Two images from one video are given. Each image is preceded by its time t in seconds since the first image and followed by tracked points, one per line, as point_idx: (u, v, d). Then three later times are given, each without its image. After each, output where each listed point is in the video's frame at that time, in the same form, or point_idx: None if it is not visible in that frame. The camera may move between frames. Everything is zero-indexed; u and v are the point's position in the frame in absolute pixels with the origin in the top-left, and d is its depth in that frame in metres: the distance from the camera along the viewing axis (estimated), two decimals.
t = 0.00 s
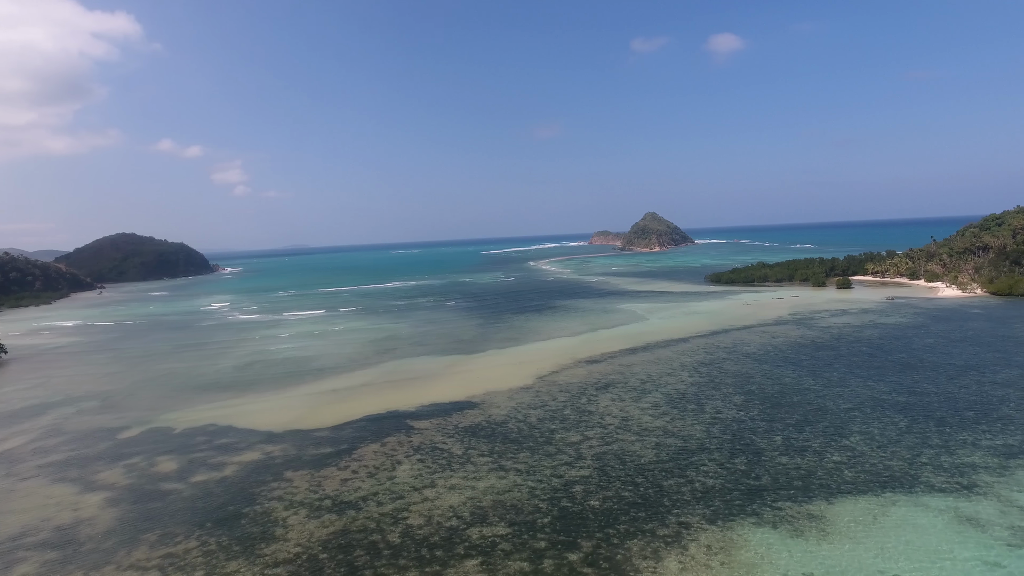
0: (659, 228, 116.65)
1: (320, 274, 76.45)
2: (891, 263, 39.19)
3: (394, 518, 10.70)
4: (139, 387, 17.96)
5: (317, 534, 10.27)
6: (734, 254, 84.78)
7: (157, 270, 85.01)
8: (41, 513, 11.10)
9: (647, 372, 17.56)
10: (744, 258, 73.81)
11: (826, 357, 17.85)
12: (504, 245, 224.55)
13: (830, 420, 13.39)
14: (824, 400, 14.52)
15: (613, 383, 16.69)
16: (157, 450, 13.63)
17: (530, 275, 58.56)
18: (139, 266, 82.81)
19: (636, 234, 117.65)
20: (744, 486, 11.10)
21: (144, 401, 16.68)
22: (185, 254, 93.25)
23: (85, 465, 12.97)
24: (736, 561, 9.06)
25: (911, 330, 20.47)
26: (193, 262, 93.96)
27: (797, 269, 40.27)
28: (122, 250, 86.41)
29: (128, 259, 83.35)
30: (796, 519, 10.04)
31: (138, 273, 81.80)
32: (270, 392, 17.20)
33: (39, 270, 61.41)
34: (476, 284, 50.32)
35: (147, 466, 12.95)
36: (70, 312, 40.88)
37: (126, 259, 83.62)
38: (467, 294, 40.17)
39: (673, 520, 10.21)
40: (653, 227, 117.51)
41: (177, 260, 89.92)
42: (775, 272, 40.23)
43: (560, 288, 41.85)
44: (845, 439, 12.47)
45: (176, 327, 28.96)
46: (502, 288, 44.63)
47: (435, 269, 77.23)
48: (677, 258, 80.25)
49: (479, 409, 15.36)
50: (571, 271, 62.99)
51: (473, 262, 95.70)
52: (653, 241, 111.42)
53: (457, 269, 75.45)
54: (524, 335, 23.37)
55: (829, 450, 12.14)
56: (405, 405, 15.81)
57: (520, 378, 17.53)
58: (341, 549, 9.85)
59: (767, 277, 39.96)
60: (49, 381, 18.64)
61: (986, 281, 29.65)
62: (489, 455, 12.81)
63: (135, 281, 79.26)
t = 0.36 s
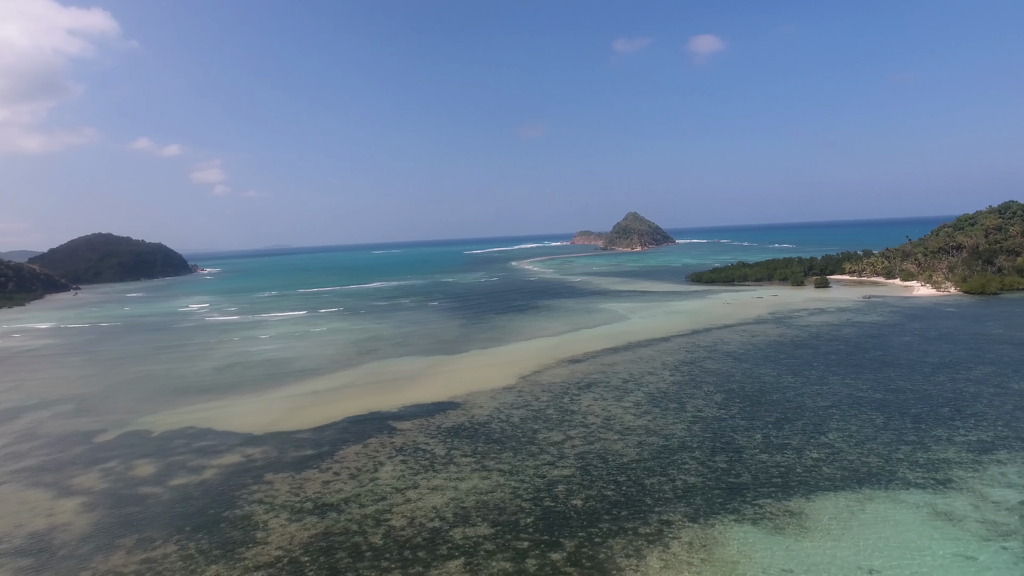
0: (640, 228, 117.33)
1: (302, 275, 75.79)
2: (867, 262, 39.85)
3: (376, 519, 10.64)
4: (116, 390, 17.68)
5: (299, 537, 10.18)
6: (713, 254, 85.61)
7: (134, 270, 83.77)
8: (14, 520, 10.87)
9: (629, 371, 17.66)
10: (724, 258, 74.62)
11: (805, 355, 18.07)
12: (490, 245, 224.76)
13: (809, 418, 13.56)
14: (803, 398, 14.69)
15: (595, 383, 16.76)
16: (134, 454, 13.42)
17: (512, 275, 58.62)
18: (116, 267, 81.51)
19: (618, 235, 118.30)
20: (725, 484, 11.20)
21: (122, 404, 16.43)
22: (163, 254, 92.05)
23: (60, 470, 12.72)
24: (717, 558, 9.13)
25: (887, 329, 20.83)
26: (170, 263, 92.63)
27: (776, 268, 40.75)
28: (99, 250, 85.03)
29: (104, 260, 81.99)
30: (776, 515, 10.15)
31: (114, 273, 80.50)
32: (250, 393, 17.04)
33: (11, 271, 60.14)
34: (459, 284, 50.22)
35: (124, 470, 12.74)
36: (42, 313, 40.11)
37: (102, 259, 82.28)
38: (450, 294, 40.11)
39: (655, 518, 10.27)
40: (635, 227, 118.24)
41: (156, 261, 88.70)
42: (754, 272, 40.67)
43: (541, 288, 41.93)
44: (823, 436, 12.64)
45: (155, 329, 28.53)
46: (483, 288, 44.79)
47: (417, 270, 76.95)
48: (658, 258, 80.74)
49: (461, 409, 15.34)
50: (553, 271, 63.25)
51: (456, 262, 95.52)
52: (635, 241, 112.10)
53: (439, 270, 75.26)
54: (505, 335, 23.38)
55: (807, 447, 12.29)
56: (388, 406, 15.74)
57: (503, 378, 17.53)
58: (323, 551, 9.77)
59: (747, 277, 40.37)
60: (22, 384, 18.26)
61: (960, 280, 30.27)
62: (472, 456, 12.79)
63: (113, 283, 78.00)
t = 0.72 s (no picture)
0: (620, 228, 117.96)
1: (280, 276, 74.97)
2: (844, 262, 40.51)
3: (358, 521, 10.58)
4: (91, 393, 17.36)
5: (279, 540, 10.08)
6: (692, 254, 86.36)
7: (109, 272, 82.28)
8: None
9: (611, 370, 17.74)
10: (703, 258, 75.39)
11: (784, 353, 18.32)
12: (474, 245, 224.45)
13: (788, 415, 13.73)
14: (782, 396, 14.87)
15: (577, 382, 16.81)
16: (110, 458, 13.20)
17: (494, 275, 58.59)
18: (90, 268, 79.98)
19: (600, 234, 118.73)
20: (706, 481, 11.31)
21: (97, 408, 16.15)
22: (140, 255, 90.62)
23: (32, 476, 12.46)
24: (698, 555, 9.21)
25: (863, 327, 21.20)
26: (146, 264, 91.12)
27: (755, 268, 41.19)
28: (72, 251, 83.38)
29: (78, 261, 80.45)
30: (756, 512, 10.26)
31: (88, 274, 78.95)
32: (229, 396, 16.84)
33: None
34: (441, 284, 50.08)
35: (100, 474, 12.52)
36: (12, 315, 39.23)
37: (76, 260, 80.72)
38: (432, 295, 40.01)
39: (637, 516, 10.33)
40: (616, 227, 118.79)
41: (132, 262, 87.25)
42: (733, 272, 41.01)
43: (523, 288, 41.96)
44: (802, 433, 12.81)
45: (132, 331, 28.07)
46: (465, 288, 44.73)
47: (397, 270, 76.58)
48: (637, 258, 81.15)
49: (443, 410, 15.31)
50: (534, 271, 63.17)
51: (438, 262, 95.22)
52: (616, 241, 112.57)
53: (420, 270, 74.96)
54: (487, 335, 23.38)
55: (786, 444, 12.45)
56: (370, 407, 15.67)
57: (485, 379, 17.54)
58: (304, 554, 9.68)
59: (727, 277, 40.72)
60: None
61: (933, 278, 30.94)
62: (454, 456, 12.77)
63: (87, 284, 76.56)
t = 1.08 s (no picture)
0: (603, 228, 118.51)
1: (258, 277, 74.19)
2: (821, 261, 41.09)
3: (340, 523, 10.51)
4: (66, 396, 17.05)
5: (260, 543, 9.98)
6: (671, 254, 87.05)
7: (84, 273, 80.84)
8: None
9: (593, 369, 17.81)
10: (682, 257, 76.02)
11: (764, 351, 18.53)
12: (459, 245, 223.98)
13: (768, 413, 13.89)
14: (762, 393, 15.04)
15: (559, 381, 16.86)
16: (86, 462, 12.98)
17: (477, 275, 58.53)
18: (65, 269, 78.50)
19: (582, 233, 119.13)
20: (687, 479, 11.40)
21: (72, 411, 15.87)
22: (116, 255, 89.14)
23: (5, 481, 12.20)
24: (679, 552, 9.28)
25: (840, 325, 21.52)
26: (123, 265, 89.65)
27: (735, 267, 41.63)
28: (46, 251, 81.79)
29: (53, 262, 78.96)
30: (736, 509, 10.36)
31: (62, 275, 77.51)
32: (208, 398, 16.65)
33: None
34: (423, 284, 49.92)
35: (75, 479, 12.31)
36: None
37: (49, 261, 79.17)
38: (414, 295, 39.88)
39: (619, 515, 10.38)
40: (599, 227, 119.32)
41: (108, 262, 85.82)
42: (714, 272, 41.42)
43: (506, 287, 41.97)
44: (781, 430, 12.97)
45: (109, 332, 27.61)
46: (448, 287, 44.64)
47: (377, 271, 76.16)
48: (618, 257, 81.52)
49: (426, 410, 15.27)
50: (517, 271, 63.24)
51: (421, 262, 94.84)
52: (597, 241, 113.02)
53: (402, 270, 74.63)
54: (468, 335, 23.36)
55: (766, 441, 12.59)
56: (352, 408, 15.58)
57: (467, 378, 17.53)
58: (285, 557, 9.59)
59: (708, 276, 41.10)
60: None
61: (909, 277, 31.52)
62: (437, 456, 12.75)
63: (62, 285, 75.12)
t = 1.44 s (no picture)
0: (586, 228, 119.10)
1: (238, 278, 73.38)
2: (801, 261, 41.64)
3: (322, 526, 10.44)
4: (42, 400, 16.73)
5: (241, 547, 9.87)
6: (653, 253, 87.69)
7: (60, 274, 79.42)
8: None
9: (576, 369, 17.86)
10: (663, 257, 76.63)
11: (745, 350, 18.70)
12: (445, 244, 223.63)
13: (750, 411, 14.02)
14: (743, 392, 15.18)
15: (543, 381, 16.89)
16: (63, 467, 12.75)
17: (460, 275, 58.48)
18: (39, 270, 77.05)
19: (565, 233, 119.58)
20: (670, 477, 11.47)
21: (49, 415, 15.58)
22: (94, 256, 87.79)
23: None
24: (663, 550, 9.34)
25: (820, 323, 21.80)
26: (100, 265, 88.22)
27: (716, 267, 42.04)
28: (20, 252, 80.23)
29: (27, 263, 77.46)
30: (719, 507, 10.44)
31: (37, 277, 76.05)
32: (188, 401, 16.44)
33: None
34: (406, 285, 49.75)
35: (51, 484, 12.08)
36: None
37: (23, 262, 77.64)
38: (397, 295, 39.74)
39: (603, 514, 10.42)
40: (582, 227, 119.88)
41: (85, 263, 84.45)
42: (695, 271, 41.81)
43: (489, 287, 41.96)
44: (762, 428, 13.11)
45: (87, 335, 27.14)
46: (431, 288, 44.55)
47: (358, 271, 75.68)
48: (596, 258, 81.85)
49: (409, 411, 15.21)
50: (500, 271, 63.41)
51: (404, 262, 94.42)
52: (580, 241, 113.33)
53: (384, 271, 74.33)
54: (452, 335, 23.34)
55: (747, 439, 12.70)
56: (335, 409, 15.49)
57: (451, 379, 17.49)
58: (268, 560, 9.50)
59: (690, 275, 41.47)
60: None
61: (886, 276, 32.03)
62: (420, 457, 12.71)
63: (36, 287, 73.68)
